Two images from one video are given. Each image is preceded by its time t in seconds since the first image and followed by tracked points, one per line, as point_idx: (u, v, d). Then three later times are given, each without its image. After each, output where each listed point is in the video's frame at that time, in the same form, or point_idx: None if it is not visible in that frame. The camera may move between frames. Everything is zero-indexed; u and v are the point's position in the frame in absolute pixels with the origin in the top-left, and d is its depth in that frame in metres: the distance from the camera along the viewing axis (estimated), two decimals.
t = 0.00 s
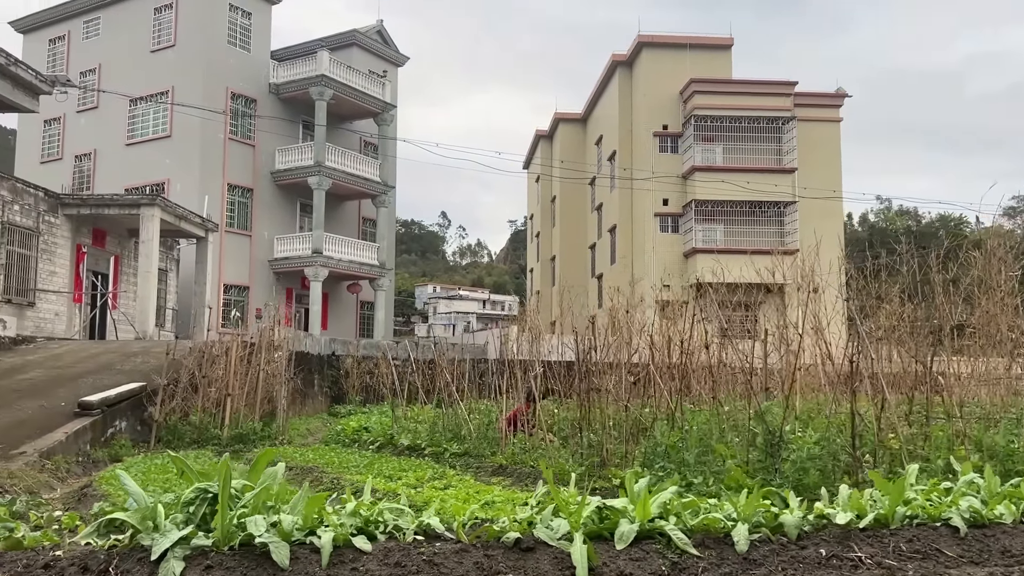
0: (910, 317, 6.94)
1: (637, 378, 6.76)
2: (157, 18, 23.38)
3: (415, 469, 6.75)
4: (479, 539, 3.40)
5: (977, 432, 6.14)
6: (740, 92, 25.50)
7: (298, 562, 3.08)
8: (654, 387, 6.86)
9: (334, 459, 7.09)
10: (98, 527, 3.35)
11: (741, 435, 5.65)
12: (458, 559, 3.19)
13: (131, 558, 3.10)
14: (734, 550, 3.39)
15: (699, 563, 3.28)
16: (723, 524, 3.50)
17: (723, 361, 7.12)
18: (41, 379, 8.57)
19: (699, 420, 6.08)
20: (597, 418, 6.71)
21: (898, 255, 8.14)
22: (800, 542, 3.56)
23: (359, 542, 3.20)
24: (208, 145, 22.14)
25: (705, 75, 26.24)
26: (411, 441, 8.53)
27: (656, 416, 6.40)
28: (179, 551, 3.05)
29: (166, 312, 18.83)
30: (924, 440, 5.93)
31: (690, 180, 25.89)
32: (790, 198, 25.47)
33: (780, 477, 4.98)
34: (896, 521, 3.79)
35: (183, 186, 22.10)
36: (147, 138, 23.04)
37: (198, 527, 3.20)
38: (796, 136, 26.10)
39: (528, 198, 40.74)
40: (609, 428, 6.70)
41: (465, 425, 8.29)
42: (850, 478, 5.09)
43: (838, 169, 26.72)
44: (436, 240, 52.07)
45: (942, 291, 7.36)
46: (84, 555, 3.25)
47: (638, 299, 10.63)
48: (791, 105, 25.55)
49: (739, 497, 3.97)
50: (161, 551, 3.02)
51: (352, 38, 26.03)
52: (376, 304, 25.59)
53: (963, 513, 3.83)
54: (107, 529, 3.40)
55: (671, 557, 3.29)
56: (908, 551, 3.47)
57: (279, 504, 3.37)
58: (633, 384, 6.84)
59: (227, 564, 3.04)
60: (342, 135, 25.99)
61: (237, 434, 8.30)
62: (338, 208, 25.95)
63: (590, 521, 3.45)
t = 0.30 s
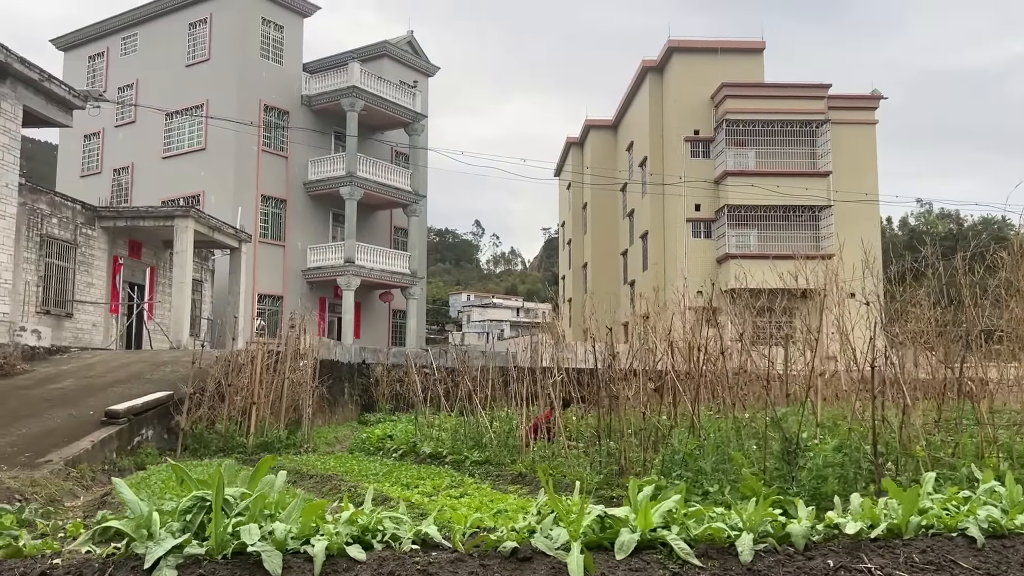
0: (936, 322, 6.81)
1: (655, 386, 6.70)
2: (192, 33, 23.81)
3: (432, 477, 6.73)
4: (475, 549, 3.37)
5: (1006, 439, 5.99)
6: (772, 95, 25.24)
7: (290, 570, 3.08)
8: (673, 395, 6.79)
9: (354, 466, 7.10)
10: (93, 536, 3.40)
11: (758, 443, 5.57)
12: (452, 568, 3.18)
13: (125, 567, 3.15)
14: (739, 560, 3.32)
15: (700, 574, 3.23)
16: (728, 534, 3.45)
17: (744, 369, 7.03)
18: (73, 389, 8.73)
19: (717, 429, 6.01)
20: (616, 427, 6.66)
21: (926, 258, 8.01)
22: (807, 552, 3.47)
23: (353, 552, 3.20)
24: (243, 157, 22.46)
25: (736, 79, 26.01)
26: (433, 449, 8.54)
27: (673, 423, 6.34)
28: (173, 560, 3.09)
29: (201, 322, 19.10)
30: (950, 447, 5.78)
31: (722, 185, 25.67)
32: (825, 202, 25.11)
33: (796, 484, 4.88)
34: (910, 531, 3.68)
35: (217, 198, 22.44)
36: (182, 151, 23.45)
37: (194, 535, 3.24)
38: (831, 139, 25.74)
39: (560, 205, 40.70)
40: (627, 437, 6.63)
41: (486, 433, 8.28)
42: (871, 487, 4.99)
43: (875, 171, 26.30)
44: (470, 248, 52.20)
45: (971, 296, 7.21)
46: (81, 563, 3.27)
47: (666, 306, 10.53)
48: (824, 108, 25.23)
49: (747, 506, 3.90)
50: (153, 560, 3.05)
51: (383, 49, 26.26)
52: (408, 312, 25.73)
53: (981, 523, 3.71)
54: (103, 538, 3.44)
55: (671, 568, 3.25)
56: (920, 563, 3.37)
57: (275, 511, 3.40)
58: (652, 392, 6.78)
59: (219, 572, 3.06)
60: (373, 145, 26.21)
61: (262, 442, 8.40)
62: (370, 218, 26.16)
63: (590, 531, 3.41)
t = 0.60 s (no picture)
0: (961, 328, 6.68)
1: (672, 396, 6.64)
2: (222, 49, 24.19)
3: (450, 488, 6.71)
4: (473, 563, 3.55)
5: None
6: (802, 100, 24.98)
7: None
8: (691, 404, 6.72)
9: (372, 478, 7.10)
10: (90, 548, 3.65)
11: (775, 452, 5.52)
12: None
13: None
14: (739, 574, 3.46)
15: None
16: (729, 548, 3.58)
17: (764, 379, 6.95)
18: (100, 401, 8.86)
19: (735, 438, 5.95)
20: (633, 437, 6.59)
21: (952, 265, 7.87)
22: (811, 566, 3.58)
23: (346, 565, 3.40)
24: (273, 169, 22.70)
25: (765, 85, 25.79)
26: (452, 460, 8.51)
27: (690, 433, 6.28)
28: (166, 573, 3.29)
29: (232, 334, 19.31)
30: (974, 456, 5.66)
31: (752, 192, 25.43)
32: (858, 207, 24.73)
33: (810, 496, 4.89)
34: (918, 545, 3.79)
35: (248, 211, 22.72)
36: (214, 165, 23.79)
37: (190, 548, 3.47)
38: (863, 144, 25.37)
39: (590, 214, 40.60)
40: (645, 448, 6.57)
41: (505, 444, 8.26)
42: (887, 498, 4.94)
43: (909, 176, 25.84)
44: (501, 258, 52.23)
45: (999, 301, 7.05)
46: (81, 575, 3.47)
47: (692, 315, 10.42)
48: (856, 112, 24.89)
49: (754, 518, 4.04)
50: (149, 572, 3.26)
51: (411, 61, 26.45)
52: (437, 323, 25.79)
53: (993, 537, 3.81)
54: (98, 551, 3.69)
55: None
56: None
57: (267, 525, 3.62)
58: (670, 402, 6.71)
59: None
60: (401, 157, 26.37)
61: (285, 454, 8.43)
62: (399, 229, 26.30)
63: (589, 545, 3.57)
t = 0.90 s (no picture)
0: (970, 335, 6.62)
1: (677, 406, 6.62)
2: (244, 64, 24.51)
3: (454, 499, 6.71)
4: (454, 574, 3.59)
5: None
6: (822, 106, 24.85)
7: None
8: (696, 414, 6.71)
9: (380, 488, 7.13)
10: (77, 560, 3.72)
11: (776, 462, 5.50)
12: None
13: None
14: None
15: None
16: (710, 558, 3.61)
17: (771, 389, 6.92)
18: (117, 413, 8.99)
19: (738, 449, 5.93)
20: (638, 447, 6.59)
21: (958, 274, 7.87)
22: None
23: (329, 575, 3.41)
24: (293, 182, 22.92)
25: (785, 92, 25.67)
26: (462, 470, 8.52)
27: (693, 444, 6.27)
28: None
29: (254, 345, 19.51)
30: (981, 466, 5.59)
31: (773, 199, 25.30)
32: (880, 213, 24.52)
33: (805, 507, 4.87)
34: (903, 555, 3.77)
35: (269, 223, 22.94)
36: (235, 178, 24.08)
37: (174, 560, 3.53)
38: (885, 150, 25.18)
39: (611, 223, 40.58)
40: (650, 458, 6.55)
41: (514, 455, 8.28)
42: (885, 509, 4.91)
43: (932, 182, 25.56)
44: (524, 268, 52.29)
45: (1010, 310, 6.99)
46: None
47: (707, 325, 10.38)
48: (877, 118, 24.68)
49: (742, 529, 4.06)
50: None
51: (430, 74, 26.65)
52: (457, 332, 25.87)
53: (981, 548, 3.75)
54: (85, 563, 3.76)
55: None
56: None
57: (252, 534, 3.67)
58: (675, 411, 6.70)
59: None
60: (421, 168, 26.51)
61: (298, 464, 8.52)
62: (419, 239, 26.43)
63: (570, 555, 3.59)
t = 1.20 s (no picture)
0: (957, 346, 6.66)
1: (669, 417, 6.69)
2: (253, 76, 24.71)
3: (447, 510, 6.75)
4: None
5: None
6: (829, 115, 24.82)
7: None
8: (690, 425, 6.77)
9: (375, 498, 7.18)
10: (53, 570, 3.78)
11: (758, 473, 5.61)
12: None
13: None
14: None
15: None
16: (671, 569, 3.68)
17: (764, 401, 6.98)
18: (119, 424, 9.07)
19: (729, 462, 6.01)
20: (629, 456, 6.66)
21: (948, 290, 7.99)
22: None
23: None
24: (302, 192, 23.08)
25: (792, 101, 25.66)
26: (459, 481, 8.58)
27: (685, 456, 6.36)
28: None
29: (262, 355, 19.61)
30: (971, 478, 5.64)
31: (781, 208, 25.27)
32: (889, 222, 24.45)
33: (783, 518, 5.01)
34: (868, 566, 3.86)
35: (278, 234, 23.09)
36: (244, 189, 24.25)
37: (148, 572, 3.60)
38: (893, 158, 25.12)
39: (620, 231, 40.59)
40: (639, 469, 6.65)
41: (509, 466, 8.36)
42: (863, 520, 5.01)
43: (941, 191, 25.49)
44: (536, 276, 52.30)
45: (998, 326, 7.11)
46: None
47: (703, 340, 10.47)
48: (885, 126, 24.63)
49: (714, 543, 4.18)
50: None
51: (437, 84, 26.79)
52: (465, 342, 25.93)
53: (944, 561, 3.85)
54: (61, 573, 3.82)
55: None
56: None
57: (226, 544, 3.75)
58: (666, 421, 6.80)
59: None
60: (429, 179, 26.62)
61: (297, 475, 8.61)
62: (427, 249, 26.52)
63: (536, 568, 3.68)
